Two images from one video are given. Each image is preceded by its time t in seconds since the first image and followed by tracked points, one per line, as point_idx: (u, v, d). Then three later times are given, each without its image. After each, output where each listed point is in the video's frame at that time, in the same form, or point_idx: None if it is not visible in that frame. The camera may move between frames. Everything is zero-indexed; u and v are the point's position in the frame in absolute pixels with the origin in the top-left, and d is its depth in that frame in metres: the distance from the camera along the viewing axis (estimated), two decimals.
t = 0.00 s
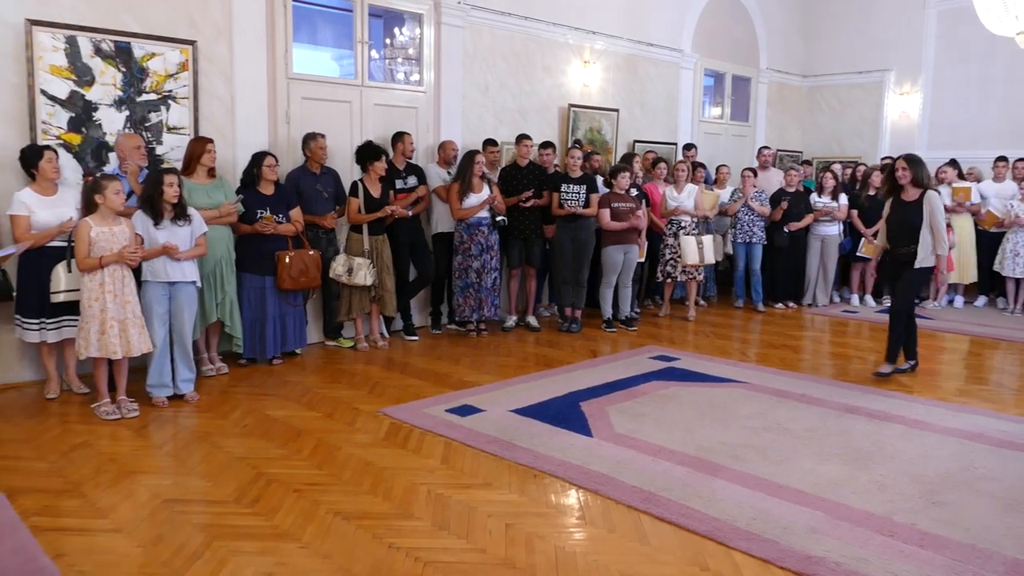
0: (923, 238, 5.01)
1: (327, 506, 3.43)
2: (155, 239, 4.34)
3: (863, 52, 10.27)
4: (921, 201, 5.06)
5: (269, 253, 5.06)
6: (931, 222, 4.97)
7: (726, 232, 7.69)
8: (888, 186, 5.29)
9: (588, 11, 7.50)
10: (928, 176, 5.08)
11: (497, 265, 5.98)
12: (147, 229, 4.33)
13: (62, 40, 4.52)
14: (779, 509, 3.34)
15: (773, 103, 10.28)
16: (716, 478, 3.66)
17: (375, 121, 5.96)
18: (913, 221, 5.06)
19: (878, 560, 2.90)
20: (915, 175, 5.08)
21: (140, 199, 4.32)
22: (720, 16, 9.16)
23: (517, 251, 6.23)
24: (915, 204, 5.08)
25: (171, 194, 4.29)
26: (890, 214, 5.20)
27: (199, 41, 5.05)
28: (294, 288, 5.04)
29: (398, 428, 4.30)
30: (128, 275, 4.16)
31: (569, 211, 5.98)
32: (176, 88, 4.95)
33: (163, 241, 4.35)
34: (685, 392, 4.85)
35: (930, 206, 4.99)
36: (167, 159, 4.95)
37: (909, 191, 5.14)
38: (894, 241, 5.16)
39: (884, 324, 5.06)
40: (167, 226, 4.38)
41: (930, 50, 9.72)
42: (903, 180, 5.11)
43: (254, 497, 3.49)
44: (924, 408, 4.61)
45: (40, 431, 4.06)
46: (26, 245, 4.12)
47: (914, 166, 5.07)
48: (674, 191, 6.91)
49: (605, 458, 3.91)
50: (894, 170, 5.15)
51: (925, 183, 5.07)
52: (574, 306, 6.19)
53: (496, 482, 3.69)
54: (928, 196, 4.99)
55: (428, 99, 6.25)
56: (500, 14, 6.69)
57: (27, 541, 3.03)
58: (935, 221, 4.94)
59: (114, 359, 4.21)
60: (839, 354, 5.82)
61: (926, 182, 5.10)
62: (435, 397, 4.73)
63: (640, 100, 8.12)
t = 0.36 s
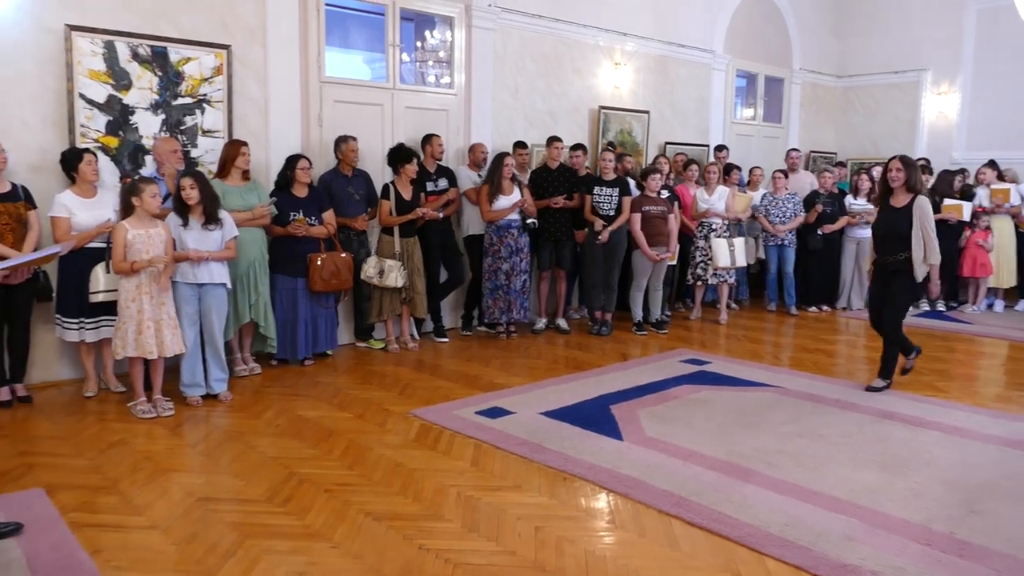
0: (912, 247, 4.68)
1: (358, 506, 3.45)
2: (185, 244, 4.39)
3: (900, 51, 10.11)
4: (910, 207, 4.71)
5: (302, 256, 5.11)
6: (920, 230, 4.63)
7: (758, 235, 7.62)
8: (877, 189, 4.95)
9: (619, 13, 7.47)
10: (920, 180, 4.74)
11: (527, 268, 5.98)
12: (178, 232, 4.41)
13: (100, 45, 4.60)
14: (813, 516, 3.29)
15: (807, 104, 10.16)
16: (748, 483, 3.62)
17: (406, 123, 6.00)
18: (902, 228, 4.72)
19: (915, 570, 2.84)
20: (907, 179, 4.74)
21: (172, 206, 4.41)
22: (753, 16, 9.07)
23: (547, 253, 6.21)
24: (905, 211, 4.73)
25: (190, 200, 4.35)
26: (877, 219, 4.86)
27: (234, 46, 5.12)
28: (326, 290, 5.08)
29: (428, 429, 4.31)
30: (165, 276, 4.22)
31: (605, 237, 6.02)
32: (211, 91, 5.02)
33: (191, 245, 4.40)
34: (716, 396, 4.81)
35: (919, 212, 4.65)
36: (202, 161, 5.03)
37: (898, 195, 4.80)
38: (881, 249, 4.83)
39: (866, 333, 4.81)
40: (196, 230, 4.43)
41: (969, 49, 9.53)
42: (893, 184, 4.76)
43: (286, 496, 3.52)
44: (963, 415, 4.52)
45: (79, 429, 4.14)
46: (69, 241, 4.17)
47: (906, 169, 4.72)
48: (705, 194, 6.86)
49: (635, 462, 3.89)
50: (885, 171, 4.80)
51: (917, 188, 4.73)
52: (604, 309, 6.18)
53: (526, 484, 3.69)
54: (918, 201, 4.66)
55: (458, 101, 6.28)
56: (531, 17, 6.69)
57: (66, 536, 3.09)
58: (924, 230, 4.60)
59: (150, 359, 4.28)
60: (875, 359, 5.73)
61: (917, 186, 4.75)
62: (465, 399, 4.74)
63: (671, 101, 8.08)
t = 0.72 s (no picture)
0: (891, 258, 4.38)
1: (390, 508, 3.47)
2: (218, 248, 4.45)
3: (942, 54, 9.91)
4: (895, 217, 4.42)
5: (337, 258, 5.17)
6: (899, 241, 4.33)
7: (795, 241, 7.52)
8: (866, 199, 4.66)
9: (655, 16, 7.43)
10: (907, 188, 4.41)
11: (560, 272, 5.96)
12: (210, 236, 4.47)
13: (143, 50, 4.70)
14: (850, 527, 3.23)
15: (845, 108, 10.01)
16: (784, 492, 3.57)
17: (441, 127, 6.03)
18: (885, 239, 4.43)
19: None
20: (893, 187, 4.43)
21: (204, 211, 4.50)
22: (792, 19, 8.97)
23: (581, 257, 6.22)
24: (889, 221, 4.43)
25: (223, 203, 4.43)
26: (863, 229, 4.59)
27: (273, 50, 5.19)
28: (361, 292, 5.12)
29: (460, 432, 4.32)
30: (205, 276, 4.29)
31: (643, 248, 5.95)
32: (250, 95, 5.09)
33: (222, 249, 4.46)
34: (751, 403, 4.75)
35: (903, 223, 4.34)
36: (240, 164, 5.10)
37: (884, 204, 4.50)
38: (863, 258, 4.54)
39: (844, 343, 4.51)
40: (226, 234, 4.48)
41: (1014, 51, 9.31)
42: (878, 192, 4.49)
43: (320, 496, 3.55)
44: (1007, 427, 4.41)
45: (119, 426, 4.22)
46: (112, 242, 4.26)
47: (891, 176, 4.42)
48: (739, 198, 6.79)
49: (669, 468, 3.86)
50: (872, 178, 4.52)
51: (903, 198, 4.40)
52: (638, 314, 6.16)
53: (558, 489, 3.67)
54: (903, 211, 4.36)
55: (493, 105, 6.29)
56: (567, 20, 6.69)
57: (106, 531, 3.15)
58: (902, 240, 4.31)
59: (187, 359, 4.34)
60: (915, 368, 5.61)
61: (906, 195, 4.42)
62: (497, 402, 4.74)
63: (707, 105, 8.02)
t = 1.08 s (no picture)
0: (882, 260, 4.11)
1: (423, 510, 3.49)
2: (257, 251, 4.52)
3: (989, 58, 9.69)
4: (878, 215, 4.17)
5: (370, 260, 5.21)
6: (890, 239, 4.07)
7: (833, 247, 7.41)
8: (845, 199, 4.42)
9: (693, 19, 7.38)
10: (887, 186, 4.19)
11: (594, 276, 5.94)
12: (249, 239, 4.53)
13: (187, 55, 4.79)
14: (889, 540, 3.17)
15: (886, 113, 9.85)
16: (821, 503, 3.51)
17: (477, 131, 6.05)
18: (870, 239, 4.16)
19: None
20: (873, 184, 4.20)
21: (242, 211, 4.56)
22: (833, 22, 8.84)
23: (615, 262, 6.18)
24: (871, 220, 4.17)
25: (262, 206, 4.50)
26: (842, 230, 4.31)
27: (312, 55, 5.25)
28: (395, 294, 5.15)
29: (493, 436, 4.32)
30: (242, 278, 4.36)
31: (678, 255, 5.89)
32: (290, 99, 5.17)
33: (260, 254, 4.52)
34: (788, 412, 4.68)
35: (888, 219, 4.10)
36: (279, 167, 5.18)
37: (865, 202, 4.25)
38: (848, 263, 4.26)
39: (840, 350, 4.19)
40: (265, 240, 4.54)
41: None
42: (857, 189, 4.23)
43: (353, 497, 3.58)
44: None
45: (158, 424, 4.30)
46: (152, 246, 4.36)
47: (871, 173, 4.19)
48: (775, 203, 6.71)
49: (703, 476, 3.82)
50: (849, 176, 4.27)
51: (885, 195, 4.17)
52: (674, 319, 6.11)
53: (590, 495, 3.66)
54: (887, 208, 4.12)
55: (529, 109, 6.31)
56: (604, 25, 6.67)
57: (145, 527, 3.21)
58: (893, 237, 4.04)
59: (224, 359, 4.41)
60: (958, 379, 5.48)
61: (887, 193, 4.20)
62: (529, 407, 4.74)
63: (745, 110, 7.94)
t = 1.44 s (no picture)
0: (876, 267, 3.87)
1: (468, 513, 3.49)
2: (307, 255, 4.58)
3: None
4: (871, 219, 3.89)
5: (411, 263, 5.23)
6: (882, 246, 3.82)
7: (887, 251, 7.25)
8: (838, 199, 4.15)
9: (742, 20, 7.29)
10: (881, 187, 3.91)
11: (638, 280, 5.89)
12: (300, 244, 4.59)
13: (238, 62, 4.89)
14: (947, 553, 3.08)
15: (942, 113, 9.59)
16: (875, 513, 3.43)
17: (522, 134, 6.06)
18: (861, 246, 3.89)
19: None
20: (866, 185, 3.92)
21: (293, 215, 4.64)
22: (886, 21, 8.64)
23: (661, 266, 6.13)
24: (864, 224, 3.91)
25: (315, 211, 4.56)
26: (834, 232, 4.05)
27: (360, 60, 5.32)
28: (435, 297, 5.18)
29: (538, 440, 4.31)
30: (290, 281, 4.43)
31: (724, 260, 5.86)
32: (338, 105, 5.23)
33: (314, 260, 4.58)
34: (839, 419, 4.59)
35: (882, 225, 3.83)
36: (327, 172, 5.24)
37: (857, 204, 3.98)
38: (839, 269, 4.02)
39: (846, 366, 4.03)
40: (319, 248, 4.61)
41: None
42: (848, 191, 3.96)
43: (399, 499, 3.60)
44: None
45: (209, 424, 4.39)
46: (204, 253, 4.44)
47: (865, 174, 3.91)
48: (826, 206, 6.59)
49: (752, 484, 3.76)
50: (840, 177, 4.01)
51: (878, 198, 3.89)
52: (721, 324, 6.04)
53: (636, 501, 3.62)
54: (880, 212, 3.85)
55: (575, 112, 6.29)
56: (650, 26, 6.63)
57: (198, 525, 3.27)
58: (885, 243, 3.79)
59: (273, 361, 4.48)
60: (1018, 387, 5.30)
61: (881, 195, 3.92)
62: (575, 411, 4.72)
63: (795, 111, 7.81)
